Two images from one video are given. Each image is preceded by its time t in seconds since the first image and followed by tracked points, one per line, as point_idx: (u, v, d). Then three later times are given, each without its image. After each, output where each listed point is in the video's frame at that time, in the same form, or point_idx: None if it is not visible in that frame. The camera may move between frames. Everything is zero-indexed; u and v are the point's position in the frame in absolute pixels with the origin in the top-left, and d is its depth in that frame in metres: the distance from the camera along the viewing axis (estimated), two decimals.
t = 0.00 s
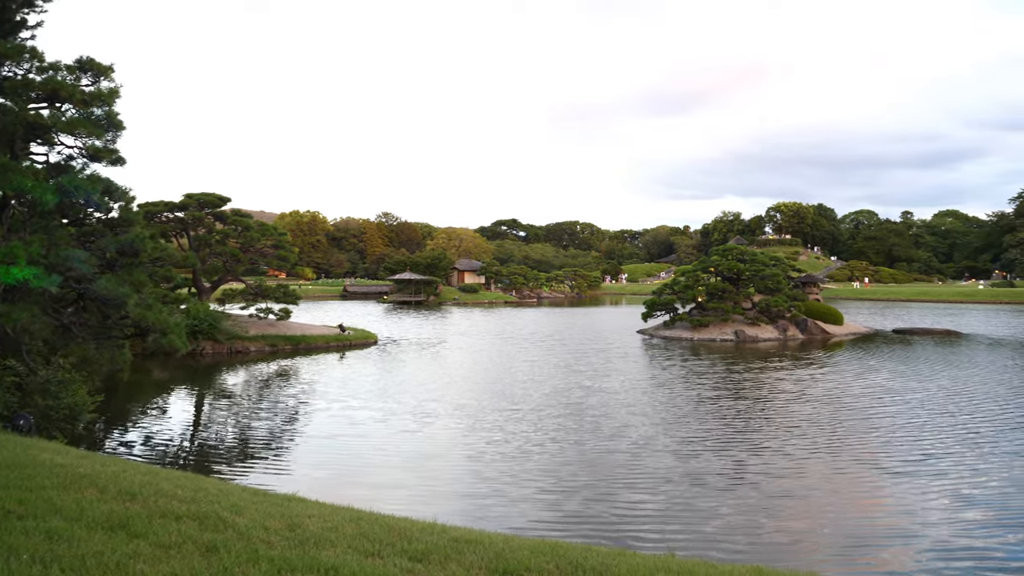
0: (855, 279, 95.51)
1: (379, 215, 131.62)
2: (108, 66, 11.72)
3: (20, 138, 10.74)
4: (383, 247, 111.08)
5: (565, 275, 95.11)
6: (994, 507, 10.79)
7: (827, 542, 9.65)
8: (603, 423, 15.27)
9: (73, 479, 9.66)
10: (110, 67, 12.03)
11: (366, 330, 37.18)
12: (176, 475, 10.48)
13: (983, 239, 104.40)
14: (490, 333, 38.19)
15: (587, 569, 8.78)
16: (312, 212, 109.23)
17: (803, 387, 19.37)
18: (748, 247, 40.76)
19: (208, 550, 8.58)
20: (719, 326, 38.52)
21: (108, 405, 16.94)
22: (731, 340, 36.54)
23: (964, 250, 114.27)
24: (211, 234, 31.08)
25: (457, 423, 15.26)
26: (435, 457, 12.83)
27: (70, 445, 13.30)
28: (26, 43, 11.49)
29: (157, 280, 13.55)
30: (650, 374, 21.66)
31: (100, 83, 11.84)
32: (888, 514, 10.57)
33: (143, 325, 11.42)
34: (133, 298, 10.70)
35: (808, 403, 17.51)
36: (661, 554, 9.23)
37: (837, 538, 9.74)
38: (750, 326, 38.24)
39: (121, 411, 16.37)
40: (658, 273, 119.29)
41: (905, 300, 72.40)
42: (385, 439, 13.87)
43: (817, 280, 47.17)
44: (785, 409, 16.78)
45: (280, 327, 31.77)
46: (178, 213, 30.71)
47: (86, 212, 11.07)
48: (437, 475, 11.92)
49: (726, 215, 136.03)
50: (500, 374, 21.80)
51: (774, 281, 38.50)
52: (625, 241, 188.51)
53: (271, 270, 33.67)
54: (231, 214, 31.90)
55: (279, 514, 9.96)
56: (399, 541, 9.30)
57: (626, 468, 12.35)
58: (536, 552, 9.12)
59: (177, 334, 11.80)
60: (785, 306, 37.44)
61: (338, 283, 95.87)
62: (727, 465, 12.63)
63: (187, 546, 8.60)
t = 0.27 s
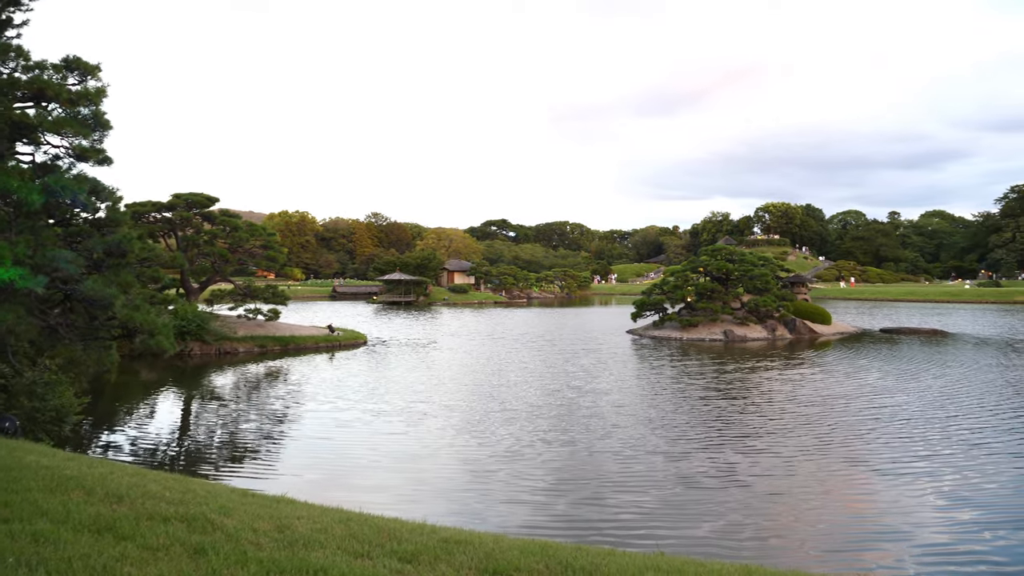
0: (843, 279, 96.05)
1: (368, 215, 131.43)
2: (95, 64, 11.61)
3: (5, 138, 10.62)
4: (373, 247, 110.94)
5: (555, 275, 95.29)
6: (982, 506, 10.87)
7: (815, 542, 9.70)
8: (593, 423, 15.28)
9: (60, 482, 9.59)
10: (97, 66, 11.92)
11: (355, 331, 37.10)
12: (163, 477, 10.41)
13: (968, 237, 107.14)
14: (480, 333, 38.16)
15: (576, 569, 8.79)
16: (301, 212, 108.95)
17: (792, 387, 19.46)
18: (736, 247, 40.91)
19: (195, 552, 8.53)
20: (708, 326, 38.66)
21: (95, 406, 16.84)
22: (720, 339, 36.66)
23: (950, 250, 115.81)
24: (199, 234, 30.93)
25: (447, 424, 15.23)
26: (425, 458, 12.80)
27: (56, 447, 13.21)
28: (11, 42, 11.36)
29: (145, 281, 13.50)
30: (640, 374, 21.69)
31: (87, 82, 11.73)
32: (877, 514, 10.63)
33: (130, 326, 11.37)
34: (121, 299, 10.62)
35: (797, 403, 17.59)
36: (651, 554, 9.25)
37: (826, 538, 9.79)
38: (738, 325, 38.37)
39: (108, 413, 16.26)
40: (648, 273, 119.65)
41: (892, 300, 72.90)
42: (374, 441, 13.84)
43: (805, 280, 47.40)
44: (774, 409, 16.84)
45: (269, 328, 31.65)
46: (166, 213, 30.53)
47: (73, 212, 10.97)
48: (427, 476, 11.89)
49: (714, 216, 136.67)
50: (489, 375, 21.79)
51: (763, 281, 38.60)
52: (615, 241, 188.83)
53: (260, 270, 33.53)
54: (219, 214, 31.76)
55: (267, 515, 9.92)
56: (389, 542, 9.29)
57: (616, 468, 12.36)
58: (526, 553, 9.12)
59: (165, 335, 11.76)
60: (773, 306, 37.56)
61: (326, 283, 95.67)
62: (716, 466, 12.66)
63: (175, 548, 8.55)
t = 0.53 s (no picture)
0: (820, 279, 97.08)
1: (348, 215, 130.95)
2: (71, 62, 11.45)
3: None
4: (353, 247, 110.54)
5: (536, 275, 95.49)
6: (957, 505, 11.04)
7: (794, 541, 9.78)
8: (573, 424, 15.30)
9: (34, 486, 9.46)
10: (72, 64, 11.74)
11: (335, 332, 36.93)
12: (140, 480, 10.30)
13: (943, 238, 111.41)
14: (460, 334, 38.10)
15: (556, 569, 8.82)
16: (280, 212, 108.27)
17: (771, 387, 19.61)
18: (716, 248, 41.15)
19: (172, 555, 8.42)
20: (688, 326, 38.84)
21: (70, 409, 16.61)
22: (700, 339, 36.83)
23: (926, 250, 117.93)
24: (176, 235, 30.64)
25: (427, 425, 15.18)
26: (405, 461, 12.75)
27: (30, 450, 13.03)
28: None
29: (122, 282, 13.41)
30: (619, 375, 21.74)
31: (62, 80, 11.55)
32: (855, 513, 10.75)
33: (106, 328, 11.27)
34: (96, 300, 10.46)
35: (776, 403, 17.72)
36: (631, 552, 9.30)
37: (805, 538, 9.87)
38: (718, 326, 38.54)
39: (84, 415, 16.03)
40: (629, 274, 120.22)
41: (869, 300, 73.80)
42: (354, 443, 13.76)
43: (784, 280, 47.80)
44: (753, 409, 16.95)
45: (248, 329, 31.41)
46: (143, 213, 30.22)
47: (47, 212, 10.82)
48: (407, 478, 11.85)
49: (694, 217, 137.78)
50: (468, 376, 21.73)
51: (742, 281, 38.87)
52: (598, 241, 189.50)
53: (239, 271, 33.27)
54: (197, 214, 31.48)
55: (246, 518, 9.83)
56: (369, 543, 9.25)
57: (596, 470, 12.38)
58: (507, 553, 9.13)
59: (142, 337, 11.68)
60: (752, 306, 37.84)
61: (306, 284, 95.16)
62: (696, 466, 12.72)
63: (151, 552, 8.44)
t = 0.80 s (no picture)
0: (793, 278, 98.12)
1: (324, 215, 130.21)
2: (39, 59, 11.24)
3: None
4: (329, 247, 110.05)
5: (512, 275, 95.67)
6: (928, 502, 11.23)
7: (770, 540, 9.85)
8: (548, 425, 15.33)
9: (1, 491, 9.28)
10: (41, 61, 11.54)
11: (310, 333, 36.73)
12: (111, 485, 10.16)
13: (914, 238, 115.42)
14: (436, 334, 38.04)
15: (533, 569, 8.82)
16: (255, 212, 107.35)
17: (746, 386, 19.80)
18: (691, 248, 41.47)
19: (144, 560, 8.30)
20: (664, 325, 39.04)
21: (40, 412, 16.33)
22: (675, 339, 37.03)
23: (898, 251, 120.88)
24: (148, 235, 30.28)
25: (403, 427, 15.13)
26: (380, 462, 12.68)
27: None
28: None
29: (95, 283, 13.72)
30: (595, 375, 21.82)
31: (30, 78, 11.35)
32: (829, 512, 10.87)
33: (76, 330, 11.12)
34: (66, 301, 10.28)
35: (750, 402, 17.91)
36: (607, 552, 9.33)
37: (781, 537, 9.96)
38: (693, 325, 38.82)
39: (53, 419, 15.76)
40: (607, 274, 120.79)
41: (842, 299, 74.82)
42: (328, 445, 13.67)
43: (758, 281, 48.27)
44: (728, 408, 17.09)
45: (222, 330, 31.13)
46: (114, 213, 29.89)
47: (15, 212, 10.64)
48: (382, 480, 11.78)
49: (669, 217, 139.09)
50: (443, 376, 21.71)
51: (717, 281, 39.22)
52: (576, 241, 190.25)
53: (213, 272, 32.96)
54: (170, 214, 31.15)
55: (219, 521, 9.71)
56: (345, 545, 9.18)
57: (572, 470, 12.41)
58: (483, 553, 9.12)
59: (112, 338, 11.56)
60: (727, 305, 38.17)
61: (280, 284, 94.47)
62: (672, 466, 12.79)
63: (122, 557, 8.31)
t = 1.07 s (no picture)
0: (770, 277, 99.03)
1: (302, 214, 129.45)
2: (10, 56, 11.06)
3: None
4: (306, 247, 109.65)
5: (491, 275, 95.83)
6: (904, 500, 11.39)
7: (749, 540, 9.92)
8: (527, 425, 15.33)
9: None
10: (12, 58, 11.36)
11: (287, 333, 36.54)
12: (85, 488, 10.03)
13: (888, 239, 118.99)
14: (415, 334, 37.96)
15: (511, 568, 8.83)
16: (232, 211, 106.44)
17: (723, 385, 19.98)
18: (669, 247, 41.74)
19: (118, 563, 8.19)
20: (643, 324, 39.20)
21: (11, 415, 16.10)
22: (654, 338, 37.16)
23: (873, 250, 123.89)
24: (123, 234, 29.96)
25: (382, 428, 15.07)
26: (358, 464, 12.60)
27: None
28: None
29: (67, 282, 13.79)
30: (573, 375, 21.84)
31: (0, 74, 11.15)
32: (806, 510, 10.99)
33: (49, 332, 11.01)
34: (38, 302, 10.11)
35: (727, 400, 18.07)
36: (586, 551, 9.37)
37: (760, 536, 10.03)
38: (671, 324, 39.11)
39: (26, 421, 15.55)
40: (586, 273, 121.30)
41: (818, 298, 75.73)
42: (306, 446, 13.57)
43: (735, 280, 48.69)
44: (706, 408, 17.19)
45: (199, 330, 30.88)
46: (88, 212, 29.41)
47: None
48: (361, 483, 11.70)
49: (647, 217, 140.02)
50: (421, 377, 21.69)
51: (694, 280, 39.52)
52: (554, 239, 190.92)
53: (189, 272, 32.68)
54: (145, 214, 30.81)
55: (195, 523, 9.62)
56: (324, 546, 9.13)
57: (551, 471, 12.41)
58: (462, 553, 9.11)
59: (86, 340, 11.49)
60: (705, 305, 38.47)
61: (258, 284, 93.84)
62: (651, 466, 12.84)
63: (96, 561, 8.20)
